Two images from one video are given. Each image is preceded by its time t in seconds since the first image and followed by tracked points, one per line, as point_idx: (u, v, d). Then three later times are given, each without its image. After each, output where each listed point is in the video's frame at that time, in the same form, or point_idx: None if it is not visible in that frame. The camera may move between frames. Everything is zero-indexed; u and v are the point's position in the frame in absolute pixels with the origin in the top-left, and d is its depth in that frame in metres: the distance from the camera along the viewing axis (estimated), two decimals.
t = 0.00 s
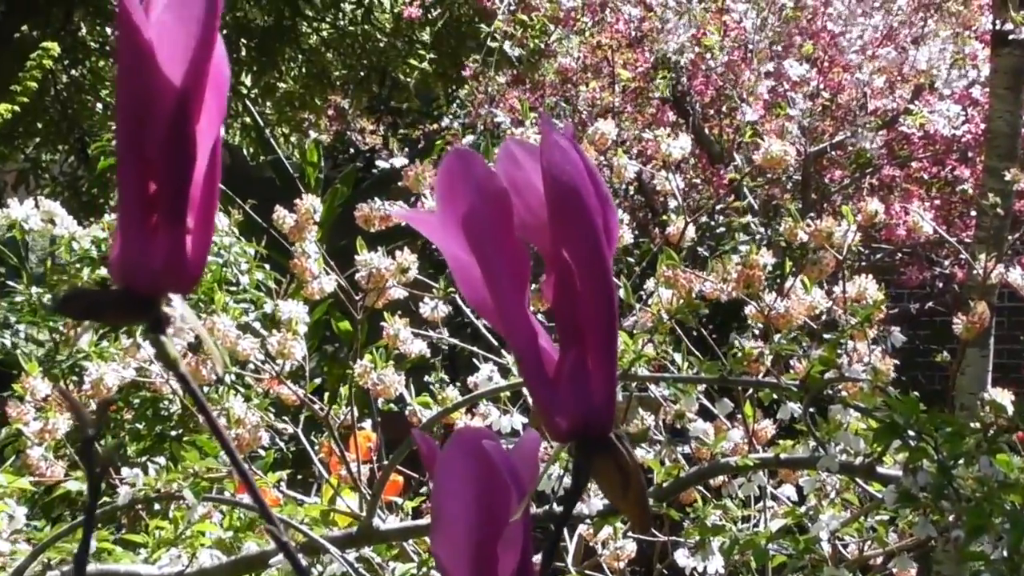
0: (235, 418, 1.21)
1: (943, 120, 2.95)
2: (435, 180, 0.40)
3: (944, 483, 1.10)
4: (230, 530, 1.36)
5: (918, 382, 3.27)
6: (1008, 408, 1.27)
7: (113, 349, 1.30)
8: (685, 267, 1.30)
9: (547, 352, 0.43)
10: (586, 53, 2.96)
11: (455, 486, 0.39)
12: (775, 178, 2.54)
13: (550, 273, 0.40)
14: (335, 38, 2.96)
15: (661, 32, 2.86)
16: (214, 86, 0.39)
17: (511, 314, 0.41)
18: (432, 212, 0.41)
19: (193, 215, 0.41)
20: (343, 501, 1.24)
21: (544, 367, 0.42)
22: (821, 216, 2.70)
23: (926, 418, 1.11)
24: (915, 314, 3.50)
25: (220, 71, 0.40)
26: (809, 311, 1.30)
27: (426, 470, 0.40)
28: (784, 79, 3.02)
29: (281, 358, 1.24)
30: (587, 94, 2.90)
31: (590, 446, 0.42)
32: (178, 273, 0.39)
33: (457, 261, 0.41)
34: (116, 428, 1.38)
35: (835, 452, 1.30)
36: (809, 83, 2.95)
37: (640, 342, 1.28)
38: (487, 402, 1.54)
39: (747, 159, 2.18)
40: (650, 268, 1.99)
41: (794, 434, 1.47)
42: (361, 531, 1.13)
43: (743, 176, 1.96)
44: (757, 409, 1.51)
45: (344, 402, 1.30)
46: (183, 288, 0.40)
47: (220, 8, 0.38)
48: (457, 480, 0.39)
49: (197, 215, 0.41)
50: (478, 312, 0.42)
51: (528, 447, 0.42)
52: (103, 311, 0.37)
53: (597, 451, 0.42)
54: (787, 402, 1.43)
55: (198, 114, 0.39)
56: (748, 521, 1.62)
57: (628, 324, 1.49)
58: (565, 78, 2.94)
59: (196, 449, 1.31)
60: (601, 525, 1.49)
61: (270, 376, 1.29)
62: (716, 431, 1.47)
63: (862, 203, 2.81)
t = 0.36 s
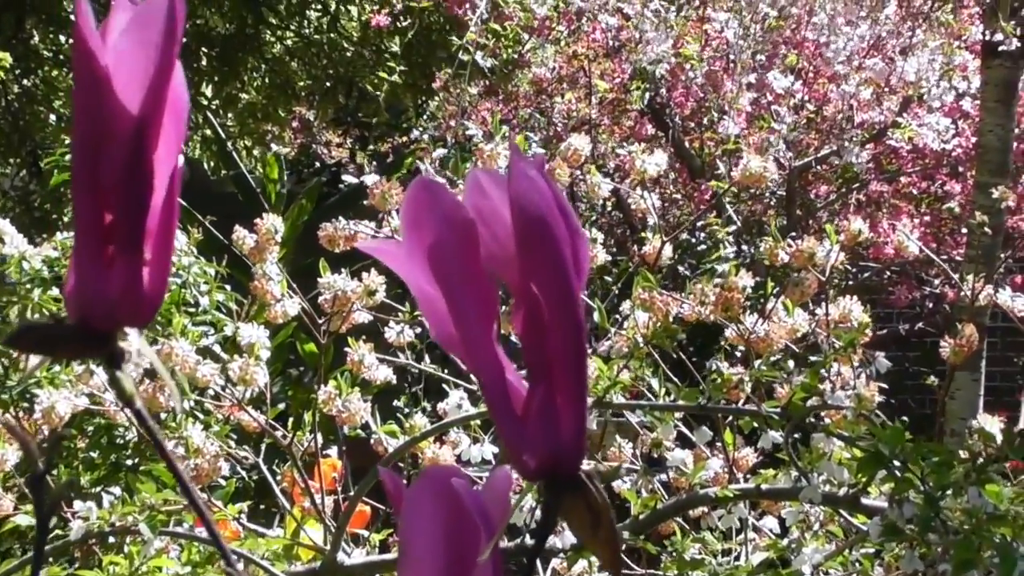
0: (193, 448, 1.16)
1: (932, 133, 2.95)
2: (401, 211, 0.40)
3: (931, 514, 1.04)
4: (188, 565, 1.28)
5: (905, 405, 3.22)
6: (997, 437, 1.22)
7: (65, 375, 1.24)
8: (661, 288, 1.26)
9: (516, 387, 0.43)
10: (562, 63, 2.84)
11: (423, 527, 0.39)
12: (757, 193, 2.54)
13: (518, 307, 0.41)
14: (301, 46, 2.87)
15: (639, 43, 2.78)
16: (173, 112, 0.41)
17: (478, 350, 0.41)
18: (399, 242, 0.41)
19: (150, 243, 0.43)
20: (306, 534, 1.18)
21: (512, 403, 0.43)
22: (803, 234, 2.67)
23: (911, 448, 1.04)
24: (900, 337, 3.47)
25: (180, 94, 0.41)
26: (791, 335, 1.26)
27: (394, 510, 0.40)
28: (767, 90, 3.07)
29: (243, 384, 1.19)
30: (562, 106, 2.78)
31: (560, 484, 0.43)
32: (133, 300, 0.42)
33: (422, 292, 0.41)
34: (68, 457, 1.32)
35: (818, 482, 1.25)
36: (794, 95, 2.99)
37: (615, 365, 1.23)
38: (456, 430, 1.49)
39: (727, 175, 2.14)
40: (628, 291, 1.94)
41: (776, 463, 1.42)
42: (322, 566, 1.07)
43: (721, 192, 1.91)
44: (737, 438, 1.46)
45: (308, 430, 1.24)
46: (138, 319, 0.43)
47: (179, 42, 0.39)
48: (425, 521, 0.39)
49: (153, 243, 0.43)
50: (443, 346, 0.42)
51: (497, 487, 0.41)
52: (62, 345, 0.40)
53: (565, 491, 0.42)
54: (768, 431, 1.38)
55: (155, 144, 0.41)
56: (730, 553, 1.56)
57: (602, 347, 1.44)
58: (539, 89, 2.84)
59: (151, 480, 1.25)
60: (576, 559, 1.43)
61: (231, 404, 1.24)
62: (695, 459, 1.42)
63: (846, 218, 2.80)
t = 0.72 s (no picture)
0: (167, 480, 1.12)
1: (938, 150, 2.93)
2: (381, 240, 0.41)
3: (935, 552, 0.97)
4: None
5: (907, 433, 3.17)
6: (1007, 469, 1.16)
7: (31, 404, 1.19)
8: (653, 314, 1.21)
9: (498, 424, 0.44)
10: (551, 77, 2.76)
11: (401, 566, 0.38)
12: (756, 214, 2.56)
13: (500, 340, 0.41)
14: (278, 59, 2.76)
15: (631, 56, 2.75)
16: (143, 142, 0.41)
17: (456, 379, 0.41)
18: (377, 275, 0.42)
19: (118, 276, 0.43)
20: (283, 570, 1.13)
21: (493, 438, 0.43)
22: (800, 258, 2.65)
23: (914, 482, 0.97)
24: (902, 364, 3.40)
25: (150, 127, 0.42)
26: (789, 362, 1.22)
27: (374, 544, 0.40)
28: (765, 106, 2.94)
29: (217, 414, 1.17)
30: (552, 122, 2.71)
31: (544, 524, 0.42)
32: (99, 336, 0.42)
33: (399, 324, 0.42)
34: (36, 489, 1.27)
35: (818, 518, 1.19)
36: (793, 110, 2.94)
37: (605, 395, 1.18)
38: (441, 462, 1.46)
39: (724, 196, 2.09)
40: (621, 316, 1.89)
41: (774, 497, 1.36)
42: None
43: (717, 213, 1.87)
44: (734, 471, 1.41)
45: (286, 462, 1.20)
46: (103, 355, 0.42)
47: (147, 66, 0.40)
48: (405, 559, 0.38)
49: (122, 276, 0.43)
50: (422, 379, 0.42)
51: (480, 525, 0.40)
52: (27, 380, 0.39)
53: (548, 532, 0.41)
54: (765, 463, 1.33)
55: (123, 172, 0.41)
56: None
57: (593, 377, 1.40)
58: (527, 104, 2.78)
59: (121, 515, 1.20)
60: None
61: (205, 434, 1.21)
62: (689, 492, 1.37)
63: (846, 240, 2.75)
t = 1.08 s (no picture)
0: (143, 510, 1.08)
1: (948, 163, 2.94)
2: (373, 266, 0.38)
3: None
4: None
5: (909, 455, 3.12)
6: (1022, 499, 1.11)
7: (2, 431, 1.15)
8: (653, 336, 1.17)
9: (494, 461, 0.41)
10: (545, 87, 2.74)
11: None
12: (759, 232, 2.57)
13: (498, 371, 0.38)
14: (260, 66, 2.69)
15: (628, 66, 2.66)
16: (125, 167, 0.39)
17: (452, 413, 0.39)
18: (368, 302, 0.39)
19: (100, 305, 0.40)
20: None
21: (490, 475, 0.40)
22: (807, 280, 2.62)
23: (925, 512, 0.92)
24: (907, 385, 3.36)
25: (132, 150, 0.39)
26: (793, 385, 1.18)
27: None
28: (767, 116, 2.95)
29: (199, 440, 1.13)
30: (545, 133, 2.80)
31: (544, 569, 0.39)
32: (81, 368, 0.39)
33: (392, 354, 0.39)
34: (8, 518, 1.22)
35: (822, 551, 1.15)
36: (796, 121, 2.92)
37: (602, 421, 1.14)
38: (429, 491, 1.42)
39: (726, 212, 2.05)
40: (617, 336, 1.85)
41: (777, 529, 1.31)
42: None
43: (719, 234, 1.83)
44: (735, 501, 1.36)
45: (269, 491, 1.16)
46: (84, 389, 0.39)
47: (130, 89, 0.37)
48: None
49: (104, 306, 0.40)
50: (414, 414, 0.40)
51: (472, 560, 0.36)
52: None
53: None
54: (768, 493, 1.28)
55: (106, 196, 0.39)
56: None
57: (589, 401, 1.36)
58: (520, 113, 2.83)
59: (95, 546, 1.15)
60: None
61: (184, 460, 1.17)
62: (688, 522, 1.33)
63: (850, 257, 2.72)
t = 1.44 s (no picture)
0: (123, 534, 1.05)
1: (961, 171, 2.87)
2: (372, 286, 0.38)
3: None
4: None
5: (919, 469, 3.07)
6: None
7: None
8: (654, 353, 1.17)
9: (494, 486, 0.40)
10: (540, 91, 2.74)
11: None
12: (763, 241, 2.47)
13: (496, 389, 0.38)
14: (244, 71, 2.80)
15: (628, 68, 2.59)
16: (113, 176, 0.40)
17: (451, 435, 0.38)
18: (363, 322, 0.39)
19: (86, 322, 0.41)
20: None
21: (490, 499, 0.39)
22: (818, 292, 2.55)
23: (940, 536, 0.88)
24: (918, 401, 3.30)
25: (121, 160, 0.40)
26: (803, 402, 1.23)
27: None
28: (772, 121, 2.92)
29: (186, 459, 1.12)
30: (540, 139, 2.66)
31: None
32: (66, 388, 0.41)
33: (389, 377, 0.39)
34: None
35: None
36: (804, 128, 2.89)
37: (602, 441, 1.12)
38: (420, 513, 1.38)
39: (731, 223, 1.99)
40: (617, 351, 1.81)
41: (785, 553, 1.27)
42: None
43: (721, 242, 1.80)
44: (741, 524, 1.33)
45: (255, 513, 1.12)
46: (70, 405, 0.41)
47: (119, 99, 0.38)
48: None
49: (91, 322, 0.41)
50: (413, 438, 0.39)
51: None
52: None
53: None
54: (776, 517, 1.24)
55: (94, 212, 0.39)
56: None
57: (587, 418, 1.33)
58: (513, 118, 2.75)
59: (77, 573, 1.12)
60: None
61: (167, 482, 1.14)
62: (692, 547, 1.29)
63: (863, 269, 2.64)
